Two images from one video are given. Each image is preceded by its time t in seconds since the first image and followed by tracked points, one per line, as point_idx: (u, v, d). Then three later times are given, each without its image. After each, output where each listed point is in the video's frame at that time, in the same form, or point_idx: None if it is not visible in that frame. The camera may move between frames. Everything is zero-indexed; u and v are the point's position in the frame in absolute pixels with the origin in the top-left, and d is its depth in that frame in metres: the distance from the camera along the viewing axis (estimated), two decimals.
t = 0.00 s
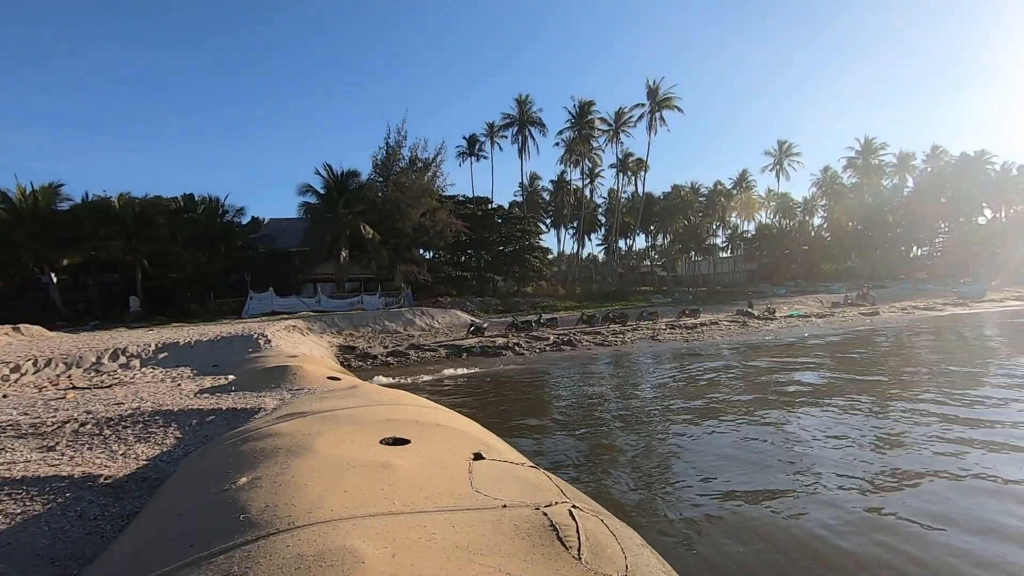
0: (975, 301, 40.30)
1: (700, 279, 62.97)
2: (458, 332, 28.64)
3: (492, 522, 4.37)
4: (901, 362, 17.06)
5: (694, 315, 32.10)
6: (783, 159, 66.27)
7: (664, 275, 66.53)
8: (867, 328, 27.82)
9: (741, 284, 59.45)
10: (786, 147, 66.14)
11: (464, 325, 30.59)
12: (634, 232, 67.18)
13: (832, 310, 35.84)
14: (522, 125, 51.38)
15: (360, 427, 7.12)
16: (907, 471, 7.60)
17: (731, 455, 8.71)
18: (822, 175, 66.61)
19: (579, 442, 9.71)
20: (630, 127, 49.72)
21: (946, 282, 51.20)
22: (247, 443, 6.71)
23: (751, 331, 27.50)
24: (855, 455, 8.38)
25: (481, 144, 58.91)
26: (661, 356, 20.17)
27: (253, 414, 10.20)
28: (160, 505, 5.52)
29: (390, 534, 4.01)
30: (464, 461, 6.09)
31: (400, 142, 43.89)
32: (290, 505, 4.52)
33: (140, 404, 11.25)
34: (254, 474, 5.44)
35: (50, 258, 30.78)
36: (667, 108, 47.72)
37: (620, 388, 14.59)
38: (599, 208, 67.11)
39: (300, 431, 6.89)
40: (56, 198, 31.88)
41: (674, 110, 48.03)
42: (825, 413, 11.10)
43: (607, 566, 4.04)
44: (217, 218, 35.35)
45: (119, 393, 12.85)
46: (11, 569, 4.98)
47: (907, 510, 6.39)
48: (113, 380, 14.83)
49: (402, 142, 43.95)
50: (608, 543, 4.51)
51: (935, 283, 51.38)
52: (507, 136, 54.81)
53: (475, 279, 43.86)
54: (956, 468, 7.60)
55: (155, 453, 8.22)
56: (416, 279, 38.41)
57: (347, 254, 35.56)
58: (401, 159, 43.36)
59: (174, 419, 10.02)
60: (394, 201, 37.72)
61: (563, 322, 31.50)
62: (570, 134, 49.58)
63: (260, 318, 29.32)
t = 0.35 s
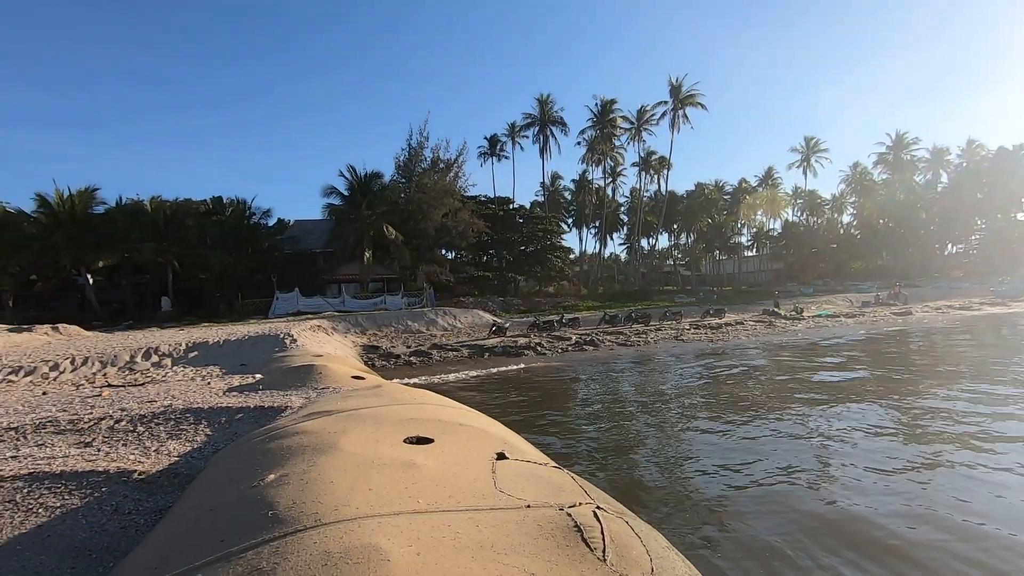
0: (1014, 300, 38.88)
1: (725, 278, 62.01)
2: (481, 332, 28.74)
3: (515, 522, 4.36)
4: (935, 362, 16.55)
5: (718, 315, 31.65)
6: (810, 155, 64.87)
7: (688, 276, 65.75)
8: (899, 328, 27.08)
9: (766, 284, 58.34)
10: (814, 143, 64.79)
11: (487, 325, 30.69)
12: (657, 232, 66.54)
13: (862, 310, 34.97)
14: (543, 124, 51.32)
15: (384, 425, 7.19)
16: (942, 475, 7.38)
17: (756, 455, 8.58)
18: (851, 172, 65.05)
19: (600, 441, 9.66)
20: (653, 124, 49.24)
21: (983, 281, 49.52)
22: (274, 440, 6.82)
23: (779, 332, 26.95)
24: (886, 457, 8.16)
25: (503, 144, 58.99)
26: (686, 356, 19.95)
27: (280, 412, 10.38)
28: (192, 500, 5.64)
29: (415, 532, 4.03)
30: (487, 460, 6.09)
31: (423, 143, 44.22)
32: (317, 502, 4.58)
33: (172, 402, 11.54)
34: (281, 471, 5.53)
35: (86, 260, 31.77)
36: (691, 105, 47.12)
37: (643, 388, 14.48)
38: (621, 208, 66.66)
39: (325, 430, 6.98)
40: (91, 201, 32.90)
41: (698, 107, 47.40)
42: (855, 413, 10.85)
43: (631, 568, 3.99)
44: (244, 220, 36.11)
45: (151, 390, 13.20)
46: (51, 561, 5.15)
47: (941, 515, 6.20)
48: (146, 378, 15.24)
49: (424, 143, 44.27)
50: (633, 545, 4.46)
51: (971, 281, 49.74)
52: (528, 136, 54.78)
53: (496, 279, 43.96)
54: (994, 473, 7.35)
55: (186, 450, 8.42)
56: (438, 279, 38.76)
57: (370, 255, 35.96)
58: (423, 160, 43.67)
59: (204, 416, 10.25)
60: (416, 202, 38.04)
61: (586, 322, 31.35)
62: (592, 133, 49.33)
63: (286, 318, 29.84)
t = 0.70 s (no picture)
0: None
1: (745, 278, 61.15)
2: (498, 331, 28.78)
3: (536, 520, 4.36)
4: (965, 363, 16.10)
5: (739, 314, 31.26)
6: (834, 151, 63.66)
7: (707, 274, 64.96)
8: (927, 328, 26.40)
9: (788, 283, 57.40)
10: (837, 139, 63.55)
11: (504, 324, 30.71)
12: (675, 230, 65.92)
13: (887, 309, 34.17)
14: (561, 122, 51.15)
15: (404, 423, 7.25)
16: (972, 479, 7.19)
17: (776, 456, 8.46)
18: (876, 168, 63.65)
19: (618, 441, 9.63)
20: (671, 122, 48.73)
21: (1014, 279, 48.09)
22: (296, 437, 6.92)
23: (801, 332, 26.52)
24: (914, 459, 7.99)
25: (520, 143, 58.94)
26: (705, 356, 19.74)
27: (302, 409, 10.53)
28: (216, 494, 5.74)
29: (435, 530, 4.04)
30: (506, 459, 6.09)
31: (440, 143, 44.38)
32: (339, 498, 4.62)
33: (197, 399, 11.76)
34: (304, 467, 5.59)
35: (113, 259, 32.55)
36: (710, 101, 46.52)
37: (661, 388, 14.36)
38: (639, 206, 66.14)
39: (346, 427, 7.04)
40: (118, 201, 33.67)
41: (717, 103, 46.79)
42: (880, 414, 10.63)
43: (652, 569, 3.95)
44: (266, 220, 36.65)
45: (176, 387, 13.48)
46: (82, 552, 5.29)
47: (971, 520, 6.06)
48: (171, 375, 15.56)
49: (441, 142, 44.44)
50: (655, 547, 4.41)
51: (1001, 280, 48.35)
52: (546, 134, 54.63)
53: (514, 278, 43.97)
54: None
55: (210, 446, 8.57)
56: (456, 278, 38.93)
57: (388, 254, 36.22)
58: (441, 159, 43.82)
59: (227, 413, 10.42)
60: (434, 201, 38.24)
61: (603, 321, 31.19)
62: (610, 131, 49.03)
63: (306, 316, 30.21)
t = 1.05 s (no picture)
0: None
1: (761, 277, 60.49)
2: (511, 330, 28.80)
3: (552, 520, 4.36)
4: (988, 364, 15.74)
5: (754, 314, 30.96)
6: (852, 149, 62.73)
7: (722, 273, 64.34)
8: (948, 328, 25.88)
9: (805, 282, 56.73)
10: (855, 137, 62.58)
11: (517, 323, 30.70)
12: (690, 229, 65.42)
13: (907, 309, 33.56)
14: (574, 121, 50.99)
15: (419, 421, 7.29)
16: (996, 483, 7.04)
17: (794, 458, 8.37)
18: (895, 165, 62.57)
19: (631, 441, 9.59)
20: (686, 120, 48.32)
21: None
22: (313, 434, 6.98)
23: (818, 332, 26.18)
24: (936, 462, 7.84)
25: (533, 142, 58.85)
26: (720, 356, 19.57)
27: (318, 407, 10.63)
28: (235, 491, 5.81)
29: (451, 528, 4.06)
30: (522, 458, 6.10)
31: (454, 142, 44.46)
32: (356, 496, 4.65)
33: (215, 396, 11.92)
34: (321, 465, 5.65)
35: (133, 259, 33.12)
36: (725, 99, 46.06)
37: (676, 388, 14.26)
38: (653, 204, 65.69)
39: (363, 425, 7.10)
40: (138, 202, 34.24)
41: (733, 101, 46.31)
42: (899, 416, 10.47)
43: (669, 570, 3.94)
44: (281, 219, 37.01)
45: (195, 384, 13.67)
46: (106, 545, 5.40)
47: (995, 524, 5.95)
48: (190, 373, 15.79)
49: (455, 142, 44.51)
50: (672, 548, 4.39)
51: None
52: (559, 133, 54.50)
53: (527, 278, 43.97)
54: None
55: (229, 442, 8.69)
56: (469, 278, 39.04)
57: (402, 253, 36.41)
58: (454, 159, 43.89)
59: (245, 410, 10.55)
60: (447, 201, 38.36)
61: (617, 321, 31.03)
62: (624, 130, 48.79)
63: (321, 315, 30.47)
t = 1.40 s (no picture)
0: None
1: (778, 276, 59.73)
2: (526, 330, 28.79)
3: (570, 521, 4.35)
4: (1015, 365, 15.35)
5: (772, 314, 30.57)
6: (872, 146, 61.69)
7: (739, 273, 63.62)
8: (972, 328, 25.30)
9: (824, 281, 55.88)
10: (876, 133, 61.50)
11: (532, 323, 30.67)
12: (706, 228, 64.83)
13: (930, 309, 32.86)
14: (589, 120, 50.82)
15: (436, 422, 7.31)
16: None
17: (814, 459, 8.28)
18: (917, 162, 61.32)
19: (647, 441, 9.54)
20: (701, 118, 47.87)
21: None
22: (332, 434, 7.05)
23: (837, 332, 25.76)
24: (961, 468, 7.69)
25: (547, 142, 58.78)
26: (737, 357, 19.37)
27: (335, 407, 10.73)
28: (255, 489, 5.88)
29: (470, 529, 4.06)
30: (539, 459, 6.09)
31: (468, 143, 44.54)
32: (374, 495, 4.68)
33: (234, 396, 12.09)
34: (339, 464, 5.70)
35: (154, 261, 33.73)
36: (742, 97, 45.55)
37: (692, 388, 14.15)
38: (668, 204, 65.20)
39: (381, 424, 7.15)
40: (159, 204, 34.84)
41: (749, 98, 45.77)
42: (921, 417, 10.30)
43: (689, 572, 3.90)
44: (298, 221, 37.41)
45: (215, 384, 13.89)
46: (131, 542, 5.51)
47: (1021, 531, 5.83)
48: (210, 373, 16.03)
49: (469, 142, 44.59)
50: (692, 549, 4.34)
51: None
52: (573, 133, 54.34)
53: (541, 278, 43.94)
54: None
55: (248, 442, 8.81)
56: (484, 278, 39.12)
57: (417, 254, 36.60)
58: (469, 159, 43.95)
59: (264, 410, 10.68)
60: (462, 202, 38.47)
61: (633, 321, 30.86)
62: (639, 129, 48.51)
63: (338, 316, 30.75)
